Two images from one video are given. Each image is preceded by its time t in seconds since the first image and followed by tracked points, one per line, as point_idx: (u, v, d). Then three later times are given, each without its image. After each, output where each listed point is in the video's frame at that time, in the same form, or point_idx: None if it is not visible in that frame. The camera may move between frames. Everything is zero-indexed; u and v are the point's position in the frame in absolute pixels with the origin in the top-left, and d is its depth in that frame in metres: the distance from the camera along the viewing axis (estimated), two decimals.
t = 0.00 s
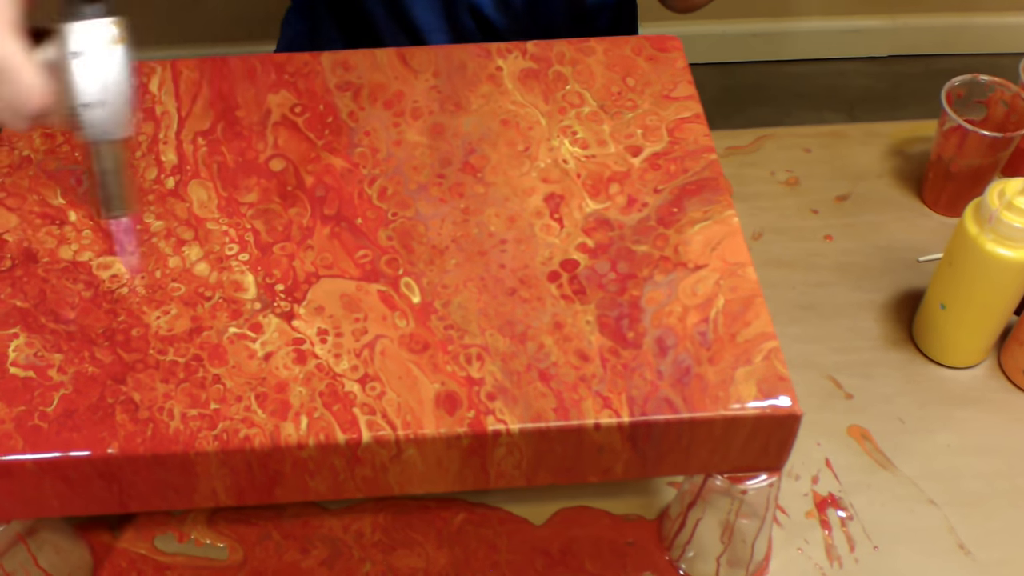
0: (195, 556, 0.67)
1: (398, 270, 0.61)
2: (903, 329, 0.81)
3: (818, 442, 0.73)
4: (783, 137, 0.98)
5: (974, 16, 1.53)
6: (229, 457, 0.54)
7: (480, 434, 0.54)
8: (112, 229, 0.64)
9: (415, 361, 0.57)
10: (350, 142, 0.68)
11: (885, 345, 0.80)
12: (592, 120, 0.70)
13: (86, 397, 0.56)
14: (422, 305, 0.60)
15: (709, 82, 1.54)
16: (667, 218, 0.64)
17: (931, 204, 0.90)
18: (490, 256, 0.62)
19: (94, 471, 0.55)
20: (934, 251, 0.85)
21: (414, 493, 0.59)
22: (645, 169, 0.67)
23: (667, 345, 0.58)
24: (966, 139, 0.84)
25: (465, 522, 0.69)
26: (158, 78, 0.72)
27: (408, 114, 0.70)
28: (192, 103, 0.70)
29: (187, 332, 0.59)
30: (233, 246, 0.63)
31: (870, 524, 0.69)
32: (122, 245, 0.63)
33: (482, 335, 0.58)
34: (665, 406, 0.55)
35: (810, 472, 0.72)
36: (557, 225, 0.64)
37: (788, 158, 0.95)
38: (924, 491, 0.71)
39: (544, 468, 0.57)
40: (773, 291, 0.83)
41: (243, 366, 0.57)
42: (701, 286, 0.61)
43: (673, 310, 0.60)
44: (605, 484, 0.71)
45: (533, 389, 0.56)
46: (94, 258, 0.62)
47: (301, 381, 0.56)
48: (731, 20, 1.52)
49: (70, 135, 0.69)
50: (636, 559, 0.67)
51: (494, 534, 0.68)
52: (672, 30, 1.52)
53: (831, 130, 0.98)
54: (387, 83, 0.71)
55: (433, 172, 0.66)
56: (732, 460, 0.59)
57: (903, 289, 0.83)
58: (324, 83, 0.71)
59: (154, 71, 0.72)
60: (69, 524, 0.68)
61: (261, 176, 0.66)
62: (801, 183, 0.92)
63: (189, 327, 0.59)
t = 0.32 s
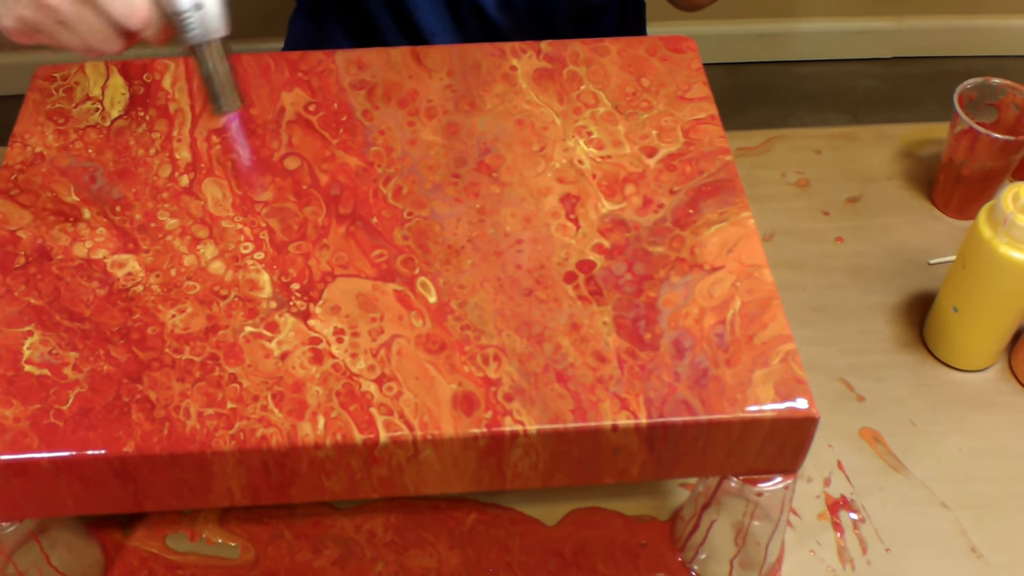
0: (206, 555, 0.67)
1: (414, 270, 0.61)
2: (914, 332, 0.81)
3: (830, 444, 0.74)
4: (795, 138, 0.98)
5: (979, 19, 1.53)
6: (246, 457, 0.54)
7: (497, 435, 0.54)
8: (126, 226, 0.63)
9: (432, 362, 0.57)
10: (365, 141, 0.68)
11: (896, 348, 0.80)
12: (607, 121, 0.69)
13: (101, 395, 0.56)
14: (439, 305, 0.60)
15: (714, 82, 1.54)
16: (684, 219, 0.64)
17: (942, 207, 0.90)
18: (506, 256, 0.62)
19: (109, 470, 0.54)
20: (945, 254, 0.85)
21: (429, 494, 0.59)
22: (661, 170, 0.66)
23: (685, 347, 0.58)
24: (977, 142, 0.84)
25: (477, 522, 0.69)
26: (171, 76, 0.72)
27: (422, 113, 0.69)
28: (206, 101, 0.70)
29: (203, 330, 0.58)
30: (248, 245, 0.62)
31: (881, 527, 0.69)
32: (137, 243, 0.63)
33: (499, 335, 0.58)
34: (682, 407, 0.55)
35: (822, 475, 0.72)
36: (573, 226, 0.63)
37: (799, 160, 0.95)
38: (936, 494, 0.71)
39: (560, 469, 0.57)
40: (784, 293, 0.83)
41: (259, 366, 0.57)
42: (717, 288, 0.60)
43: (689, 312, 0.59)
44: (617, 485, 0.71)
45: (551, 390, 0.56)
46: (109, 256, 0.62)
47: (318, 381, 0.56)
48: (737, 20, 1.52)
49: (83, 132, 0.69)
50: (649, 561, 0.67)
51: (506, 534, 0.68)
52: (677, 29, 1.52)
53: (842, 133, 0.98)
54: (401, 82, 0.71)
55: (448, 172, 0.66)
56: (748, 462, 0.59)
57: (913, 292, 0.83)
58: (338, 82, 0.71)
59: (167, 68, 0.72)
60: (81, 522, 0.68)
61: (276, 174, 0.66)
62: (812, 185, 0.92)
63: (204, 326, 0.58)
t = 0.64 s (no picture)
0: (221, 554, 0.67)
1: (433, 271, 0.61)
2: (927, 336, 0.81)
3: (844, 447, 0.74)
4: (808, 141, 0.98)
5: (985, 23, 1.53)
6: (266, 456, 0.54)
7: (517, 436, 0.54)
8: (144, 224, 0.63)
9: (452, 362, 0.57)
10: (382, 141, 0.68)
11: (910, 352, 0.80)
12: (625, 122, 0.69)
13: (120, 393, 0.55)
14: (458, 306, 0.59)
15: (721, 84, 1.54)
16: (702, 222, 0.64)
17: (955, 211, 0.90)
18: (525, 257, 0.62)
19: (129, 469, 0.54)
20: (958, 258, 0.85)
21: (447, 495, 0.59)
22: (679, 172, 0.66)
23: (704, 350, 0.58)
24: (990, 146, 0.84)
25: (492, 523, 0.69)
26: (187, 73, 0.71)
27: (439, 113, 0.69)
28: (222, 99, 0.70)
29: (222, 329, 0.58)
30: (267, 244, 0.62)
31: (896, 530, 0.69)
32: (155, 241, 0.62)
33: (519, 336, 0.58)
34: (702, 410, 0.55)
35: (837, 478, 0.72)
36: (592, 227, 0.63)
37: (812, 162, 0.95)
38: (949, 498, 0.71)
39: (579, 471, 0.57)
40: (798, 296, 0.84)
41: (279, 365, 0.57)
42: (736, 290, 0.61)
43: (709, 314, 0.59)
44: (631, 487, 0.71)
45: (571, 392, 0.56)
46: (127, 253, 0.62)
47: (338, 381, 0.56)
48: (745, 22, 1.52)
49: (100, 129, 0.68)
50: (664, 562, 0.67)
51: (521, 536, 0.68)
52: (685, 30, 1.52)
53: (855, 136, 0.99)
54: (418, 82, 0.71)
55: (466, 172, 0.66)
56: (767, 466, 0.59)
57: (926, 296, 0.83)
58: (355, 82, 0.71)
59: (183, 66, 0.72)
60: (95, 520, 0.68)
61: (294, 173, 0.66)
62: (825, 188, 0.93)
63: (223, 325, 0.58)
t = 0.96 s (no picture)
0: (250, 552, 0.67)
1: (470, 272, 0.61)
2: (956, 345, 0.81)
3: (873, 456, 0.74)
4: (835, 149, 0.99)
5: (1003, 31, 1.54)
6: (304, 456, 0.54)
7: (556, 440, 0.54)
8: (180, 221, 0.63)
9: (491, 365, 0.57)
10: (417, 141, 0.68)
11: (939, 361, 0.80)
12: (660, 126, 0.69)
13: (159, 390, 0.55)
14: (495, 308, 0.59)
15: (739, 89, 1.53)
16: (739, 228, 0.64)
17: (983, 220, 0.91)
18: (562, 260, 0.62)
19: (167, 466, 0.54)
20: (986, 267, 0.86)
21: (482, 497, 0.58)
22: (715, 178, 0.66)
23: (742, 356, 0.58)
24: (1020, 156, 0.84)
25: (521, 525, 0.69)
26: (221, 70, 0.71)
27: (475, 115, 0.69)
28: (257, 97, 0.70)
29: (260, 328, 0.58)
30: (304, 242, 0.62)
31: (925, 539, 0.69)
32: (192, 238, 0.62)
33: (557, 340, 0.58)
34: (741, 417, 0.55)
35: (865, 487, 0.72)
36: (629, 232, 0.63)
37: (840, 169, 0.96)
38: (978, 508, 0.71)
39: (616, 476, 0.57)
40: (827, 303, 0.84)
41: (317, 364, 0.57)
42: (774, 297, 0.60)
43: (747, 321, 0.59)
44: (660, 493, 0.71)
45: (609, 397, 0.56)
46: (164, 250, 0.62)
47: (377, 381, 0.56)
48: (764, 26, 1.51)
49: (135, 125, 0.68)
50: (693, 569, 0.67)
51: (551, 539, 0.68)
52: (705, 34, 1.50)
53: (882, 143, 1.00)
54: (453, 83, 0.71)
55: (502, 174, 0.66)
56: (802, 473, 0.59)
57: (954, 306, 0.84)
58: (390, 82, 0.71)
59: (217, 62, 0.71)
60: (125, 516, 0.68)
61: (329, 172, 0.66)
62: (853, 196, 0.93)
63: (261, 323, 0.58)
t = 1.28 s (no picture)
0: (280, 551, 0.67)
1: (507, 275, 0.61)
2: (984, 354, 0.82)
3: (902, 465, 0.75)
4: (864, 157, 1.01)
5: None
6: (343, 456, 0.54)
7: (595, 445, 0.54)
8: (217, 219, 0.63)
9: (529, 368, 0.57)
10: (453, 143, 0.68)
11: (967, 371, 0.81)
12: (695, 132, 0.69)
13: (198, 388, 0.55)
14: (533, 311, 0.59)
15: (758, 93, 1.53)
16: (775, 235, 0.64)
17: (1010, 231, 0.91)
18: (599, 264, 0.62)
19: (205, 464, 0.54)
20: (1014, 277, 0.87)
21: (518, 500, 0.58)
22: (751, 184, 0.66)
23: (780, 363, 0.58)
24: None
25: (550, 528, 0.69)
26: (257, 68, 0.71)
27: (510, 117, 0.69)
28: (293, 96, 0.70)
29: (298, 327, 0.58)
30: (341, 242, 0.62)
31: (953, 549, 0.70)
32: (228, 236, 0.62)
33: (595, 344, 0.58)
34: (780, 425, 0.55)
35: (894, 495, 0.73)
36: (665, 237, 0.63)
37: (867, 177, 0.98)
38: (1006, 518, 0.72)
39: (652, 481, 0.57)
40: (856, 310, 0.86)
41: (355, 365, 0.57)
42: (811, 305, 0.60)
43: (784, 328, 0.59)
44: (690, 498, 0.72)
45: (648, 402, 0.56)
46: (201, 248, 0.62)
47: (415, 383, 0.56)
48: (785, 31, 1.51)
49: (170, 122, 0.68)
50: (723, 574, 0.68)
51: (580, 543, 0.69)
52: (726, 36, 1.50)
53: (910, 152, 1.02)
54: (488, 85, 0.71)
55: (538, 177, 0.66)
56: (837, 481, 0.59)
57: (981, 315, 0.85)
58: (425, 83, 0.71)
59: (253, 61, 0.72)
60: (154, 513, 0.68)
61: (366, 173, 0.66)
62: (880, 204, 0.95)
63: (299, 323, 0.58)
